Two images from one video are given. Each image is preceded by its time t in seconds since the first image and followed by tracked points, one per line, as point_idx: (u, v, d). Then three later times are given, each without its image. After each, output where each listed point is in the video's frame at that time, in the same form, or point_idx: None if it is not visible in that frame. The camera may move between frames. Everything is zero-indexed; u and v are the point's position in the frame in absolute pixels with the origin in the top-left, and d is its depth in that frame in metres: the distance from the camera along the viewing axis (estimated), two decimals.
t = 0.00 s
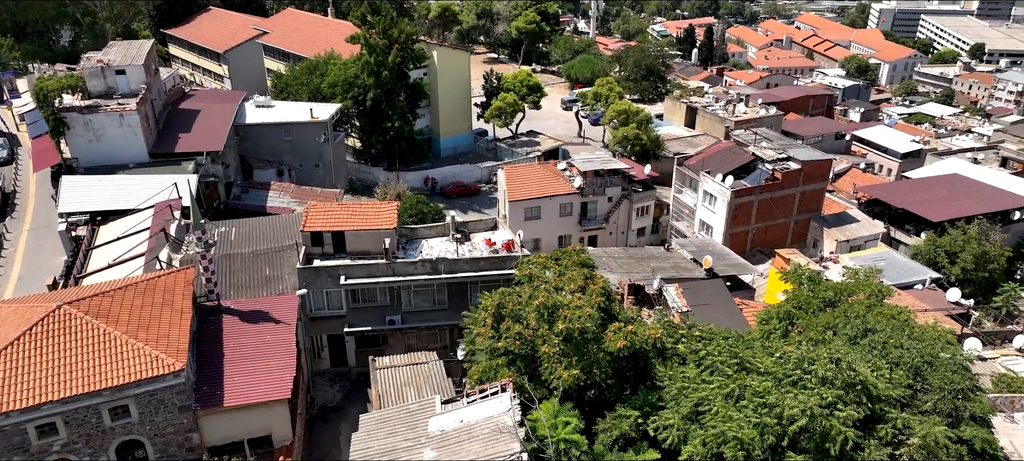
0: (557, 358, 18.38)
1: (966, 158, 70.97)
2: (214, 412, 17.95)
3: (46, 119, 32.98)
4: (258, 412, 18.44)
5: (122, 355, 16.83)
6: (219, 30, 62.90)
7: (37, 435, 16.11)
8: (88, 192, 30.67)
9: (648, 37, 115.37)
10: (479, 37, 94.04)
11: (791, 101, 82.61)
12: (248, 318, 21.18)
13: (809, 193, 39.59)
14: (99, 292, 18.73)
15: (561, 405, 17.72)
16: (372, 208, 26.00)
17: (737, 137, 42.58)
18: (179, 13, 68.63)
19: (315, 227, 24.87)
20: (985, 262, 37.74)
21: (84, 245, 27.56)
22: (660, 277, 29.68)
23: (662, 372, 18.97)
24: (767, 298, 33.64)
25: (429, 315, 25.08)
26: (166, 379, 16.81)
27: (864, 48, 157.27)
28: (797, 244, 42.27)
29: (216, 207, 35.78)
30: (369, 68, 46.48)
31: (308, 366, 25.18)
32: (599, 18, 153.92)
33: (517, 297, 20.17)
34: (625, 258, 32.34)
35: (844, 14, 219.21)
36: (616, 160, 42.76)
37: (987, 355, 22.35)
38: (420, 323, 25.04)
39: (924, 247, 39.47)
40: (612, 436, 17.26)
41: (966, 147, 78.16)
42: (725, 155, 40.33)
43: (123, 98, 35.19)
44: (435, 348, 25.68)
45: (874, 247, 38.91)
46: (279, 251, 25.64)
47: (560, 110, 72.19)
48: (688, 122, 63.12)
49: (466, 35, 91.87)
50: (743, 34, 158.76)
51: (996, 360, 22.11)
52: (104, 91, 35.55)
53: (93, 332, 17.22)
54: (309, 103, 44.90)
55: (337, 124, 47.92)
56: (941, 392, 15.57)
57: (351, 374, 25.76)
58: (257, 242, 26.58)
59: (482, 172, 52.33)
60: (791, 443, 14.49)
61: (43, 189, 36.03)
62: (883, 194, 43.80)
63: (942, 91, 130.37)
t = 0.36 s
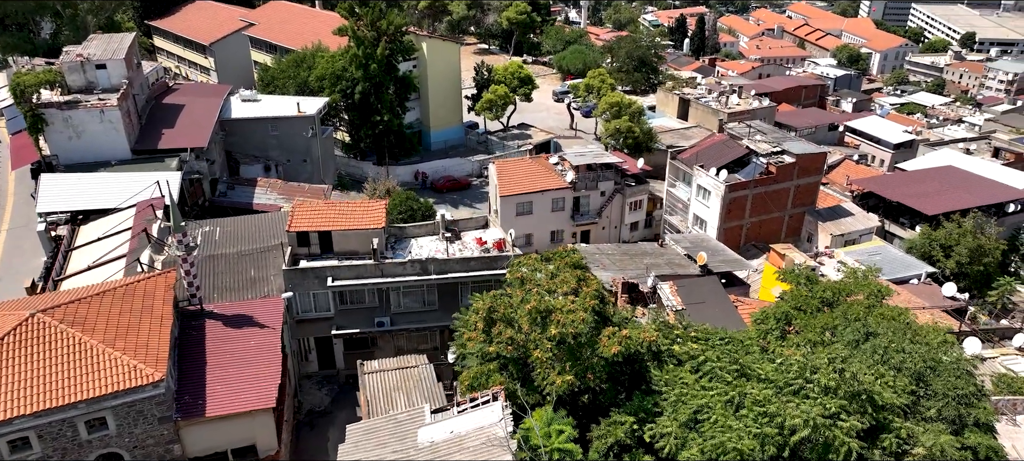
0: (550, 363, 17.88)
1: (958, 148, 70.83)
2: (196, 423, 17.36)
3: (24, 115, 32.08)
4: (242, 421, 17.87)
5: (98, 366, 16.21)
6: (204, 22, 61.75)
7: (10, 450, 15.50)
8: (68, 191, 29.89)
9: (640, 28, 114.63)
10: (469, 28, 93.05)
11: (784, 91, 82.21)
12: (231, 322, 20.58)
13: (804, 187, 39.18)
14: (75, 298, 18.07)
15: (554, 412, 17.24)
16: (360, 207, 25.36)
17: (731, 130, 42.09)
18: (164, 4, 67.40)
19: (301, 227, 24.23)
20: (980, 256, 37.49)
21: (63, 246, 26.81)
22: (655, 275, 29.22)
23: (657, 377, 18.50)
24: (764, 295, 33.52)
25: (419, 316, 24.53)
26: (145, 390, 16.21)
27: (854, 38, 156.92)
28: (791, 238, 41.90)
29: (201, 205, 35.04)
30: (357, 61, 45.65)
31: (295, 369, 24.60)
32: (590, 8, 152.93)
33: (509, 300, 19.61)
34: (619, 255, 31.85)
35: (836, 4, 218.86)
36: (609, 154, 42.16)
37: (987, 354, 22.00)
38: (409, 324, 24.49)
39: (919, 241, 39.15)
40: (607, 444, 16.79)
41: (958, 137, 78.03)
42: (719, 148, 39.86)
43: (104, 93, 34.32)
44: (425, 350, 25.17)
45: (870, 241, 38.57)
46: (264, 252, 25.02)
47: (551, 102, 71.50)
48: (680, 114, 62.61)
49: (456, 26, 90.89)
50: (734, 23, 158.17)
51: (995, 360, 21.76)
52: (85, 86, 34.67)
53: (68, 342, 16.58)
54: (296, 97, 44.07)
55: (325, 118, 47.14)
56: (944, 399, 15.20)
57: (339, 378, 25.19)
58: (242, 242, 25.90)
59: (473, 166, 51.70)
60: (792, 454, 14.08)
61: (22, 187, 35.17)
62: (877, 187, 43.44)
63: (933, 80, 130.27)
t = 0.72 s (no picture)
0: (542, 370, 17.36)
1: (951, 139, 70.62)
2: (177, 435, 16.74)
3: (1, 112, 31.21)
4: (225, 433, 17.29)
5: (73, 379, 15.59)
6: (190, 14, 60.64)
7: None
8: (48, 190, 29.11)
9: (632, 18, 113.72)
10: (460, 19, 92.02)
11: (777, 82, 81.72)
12: (214, 328, 19.96)
13: (799, 181, 38.72)
14: (50, 307, 17.41)
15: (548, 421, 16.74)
16: (348, 207, 24.71)
17: (725, 123, 41.52)
18: None
19: (288, 228, 23.56)
20: (976, 250, 37.21)
21: (42, 248, 26.06)
22: (649, 272, 28.72)
23: (653, 383, 18.01)
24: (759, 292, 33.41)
25: (409, 318, 23.95)
26: (122, 403, 15.60)
27: (846, 27, 156.41)
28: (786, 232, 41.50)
29: (186, 203, 34.31)
30: (345, 54, 44.73)
31: (282, 373, 24.04)
32: None
33: (500, 304, 18.99)
34: (612, 252, 31.33)
35: None
36: (602, 147, 41.55)
37: (988, 354, 21.63)
38: (399, 327, 23.91)
39: (915, 235, 38.84)
40: (602, 453, 16.32)
41: (951, 128, 77.75)
42: (713, 142, 39.34)
43: (84, 88, 33.41)
44: (416, 352, 24.62)
45: (865, 236, 38.24)
46: (249, 253, 24.32)
47: (543, 94, 70.78)
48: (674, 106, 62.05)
49: (446, 17, 89.86)
50: (727, 13, 157.37)
51: (996, 360, 21.39)
52: (64, 81, 33.77)
53: (42, 354, 15.96)
54: (284, 91, 43.21)
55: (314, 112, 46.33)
56: (951, 407, 14.78)
57: (327, 381, 24.62)
58: (226, 243, 25.21)
59: (464, 160, 51.03)
60: None
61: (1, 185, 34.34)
62: (872, 180, 43.02)
63: (925, 70, 130.04)
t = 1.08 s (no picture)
0: (536, 376, 16.86)
1: (945, 129, 70.35)
2: (159, 448, 16.19)
3: None
4: (208, 445, 16.69)
5: (48, 392, 15.01)
6: (176, 6, 59.65)
7: None
8: (28, 189, 28.37)
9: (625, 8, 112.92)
10: (451, 10, 91.11)
11: (770, 72, 81.24)
12: (197, 334, 19.37)
13: (794, 175, 38.27)
14: (27, 315, 16.83)
15: (542, 429, 16.29)
16: (335, 207, 24.09)
17: (720, 116, 40.98)
18: None
19: (274, 229, 22.94)
20: (972, 244, 36.91)
21: (22, 249, 25.35)
22: (644, 270, 28.25)
23: (649, 389, 17.56)
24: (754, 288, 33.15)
25: (399, 320, 23.39)
26: (100, 416, 15.02)
27: (838, 16, 155.80)
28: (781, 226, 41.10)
29: (171, 201, 33.59)
30: (334, 47, 43.93)
31: (270, 377, 23.48)
32: None
33: (490, 308, 18.38)
34: (607, 249, 30.85)
35: None
36: (595, 141, 40.99)
37: (989, 354, 21.26)
38: (389, 329, 23.35)
39: (911, 229, 38.50)
40: None
41: (945, 118, 77.46)
42: (708, 135, 38.85)
43: (65, 84, 32.59)
44: (406, 355, 24.09)
45: (861, 230, 37.87)
46: (234, 254, 23.70)
47: (536, 86, 70.10)
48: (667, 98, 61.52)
49: (437, 7, 88.87)
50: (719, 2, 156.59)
51: (997, 360, 21.01)
52: (45, 77, 32.98)
53: (16, 366, 15.39)
54: (271, 85, 42.40)
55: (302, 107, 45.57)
56: (956, 415, 14.42)
57: (316, 385, 24.08)
58: (211, 244, 24.57)
59: (456, 154, 50.40)
60: None
61: None
62: (867, 173, 42.61)
63: (917, 59, 129.73)
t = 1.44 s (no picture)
0: (529, 384, 16.36)
1: (938, 119, 70.03)
2: None
3: None
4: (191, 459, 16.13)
5: (21, 407, 14.43)
6: None
7: None
8: (5, 189, 27.59)
9: None
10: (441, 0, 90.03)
11: (763, 62, 80.72)
12: (179, 341, 18.77)
13: (790, 169, 37.82)
14: None
15: (536, 439, 15.85)
16: (322, 207, 23.44)
17: (714, 109, 40.46)
18: None
19: (259, 230, 22.30)
20: (968, 237, 36.60)
21: None
22: (639, 268, 27.78)
23: (645, 395, 17.09)
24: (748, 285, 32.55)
25: (388, 322, 22.81)
26: (76, 432, 14.44)
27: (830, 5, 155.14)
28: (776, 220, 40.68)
29: (155, 199, 32.84)
30: (322, 39, 43.12)
31: (256, 382, 22.89)
32: None
33: (481, 314, 17.87)
34: (600, 245, 30.35)
35: None
36: (588, 135, 40.39)
37: (989, 354, 20.87)
38: (379, 332, 22.79)
39: (906, 222, 38.14)
40: None
41: (937, 108, 77.18)
42: (702, 128, 38.34)
43: (43, 79, 31.71)
44: (396, 357, 23.53)
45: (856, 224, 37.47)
46: (219, 256, 23.08)
47: (527, 77, 69.36)
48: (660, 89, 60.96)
49: None
50: None
51: (998, 360, 20.61)
52: (23, 72, 32.10)
53: None
54: (257, 78, 41.55)
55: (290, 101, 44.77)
56: (961, 424, 14.06)
57: (304, 390, 23.53)
58: (195, 245, 23.92)
59: (447, 147, 49.73)
60: None
61: None
62: (862, 166, 42.20)
63: (909, 47, 129.40)
